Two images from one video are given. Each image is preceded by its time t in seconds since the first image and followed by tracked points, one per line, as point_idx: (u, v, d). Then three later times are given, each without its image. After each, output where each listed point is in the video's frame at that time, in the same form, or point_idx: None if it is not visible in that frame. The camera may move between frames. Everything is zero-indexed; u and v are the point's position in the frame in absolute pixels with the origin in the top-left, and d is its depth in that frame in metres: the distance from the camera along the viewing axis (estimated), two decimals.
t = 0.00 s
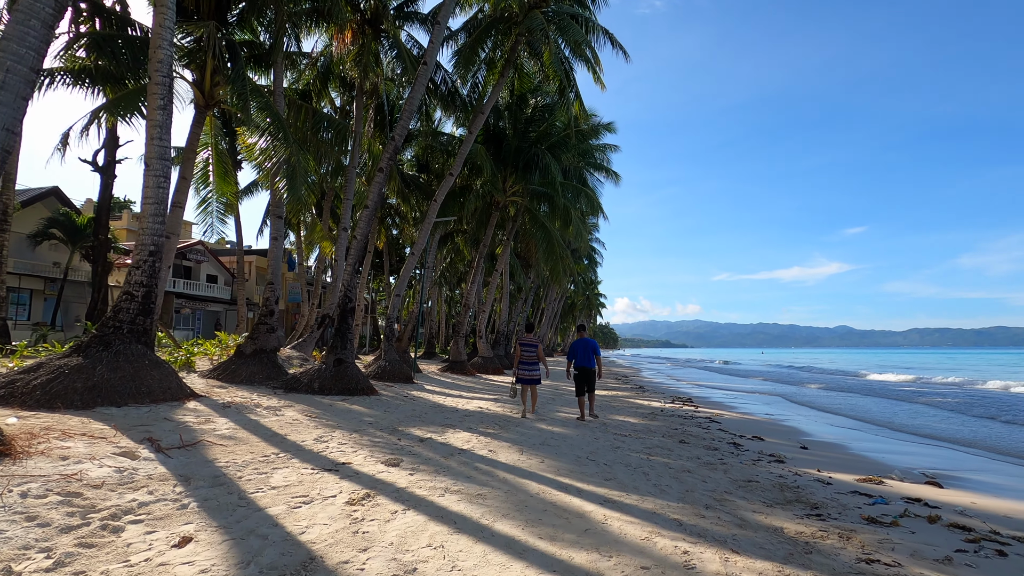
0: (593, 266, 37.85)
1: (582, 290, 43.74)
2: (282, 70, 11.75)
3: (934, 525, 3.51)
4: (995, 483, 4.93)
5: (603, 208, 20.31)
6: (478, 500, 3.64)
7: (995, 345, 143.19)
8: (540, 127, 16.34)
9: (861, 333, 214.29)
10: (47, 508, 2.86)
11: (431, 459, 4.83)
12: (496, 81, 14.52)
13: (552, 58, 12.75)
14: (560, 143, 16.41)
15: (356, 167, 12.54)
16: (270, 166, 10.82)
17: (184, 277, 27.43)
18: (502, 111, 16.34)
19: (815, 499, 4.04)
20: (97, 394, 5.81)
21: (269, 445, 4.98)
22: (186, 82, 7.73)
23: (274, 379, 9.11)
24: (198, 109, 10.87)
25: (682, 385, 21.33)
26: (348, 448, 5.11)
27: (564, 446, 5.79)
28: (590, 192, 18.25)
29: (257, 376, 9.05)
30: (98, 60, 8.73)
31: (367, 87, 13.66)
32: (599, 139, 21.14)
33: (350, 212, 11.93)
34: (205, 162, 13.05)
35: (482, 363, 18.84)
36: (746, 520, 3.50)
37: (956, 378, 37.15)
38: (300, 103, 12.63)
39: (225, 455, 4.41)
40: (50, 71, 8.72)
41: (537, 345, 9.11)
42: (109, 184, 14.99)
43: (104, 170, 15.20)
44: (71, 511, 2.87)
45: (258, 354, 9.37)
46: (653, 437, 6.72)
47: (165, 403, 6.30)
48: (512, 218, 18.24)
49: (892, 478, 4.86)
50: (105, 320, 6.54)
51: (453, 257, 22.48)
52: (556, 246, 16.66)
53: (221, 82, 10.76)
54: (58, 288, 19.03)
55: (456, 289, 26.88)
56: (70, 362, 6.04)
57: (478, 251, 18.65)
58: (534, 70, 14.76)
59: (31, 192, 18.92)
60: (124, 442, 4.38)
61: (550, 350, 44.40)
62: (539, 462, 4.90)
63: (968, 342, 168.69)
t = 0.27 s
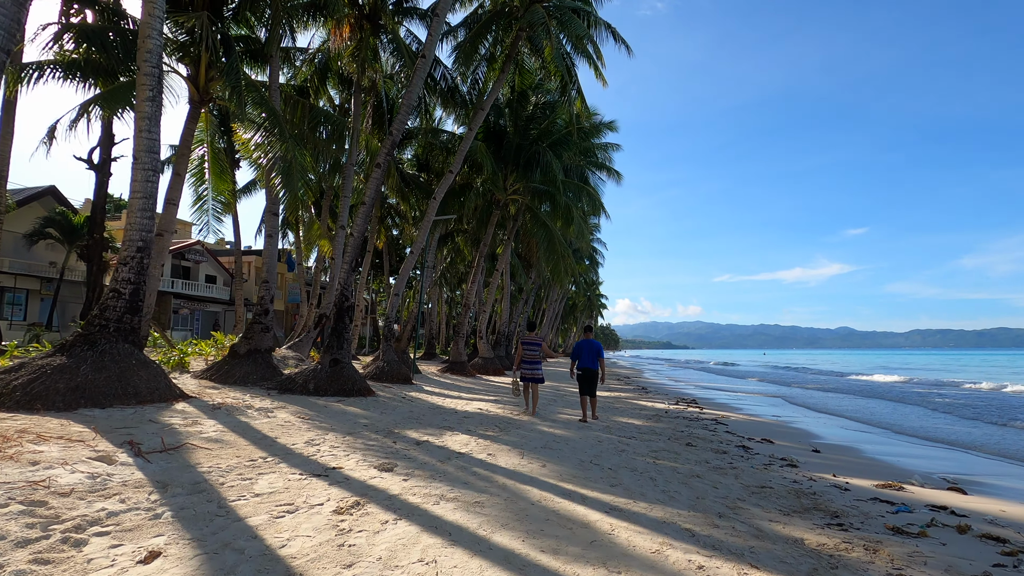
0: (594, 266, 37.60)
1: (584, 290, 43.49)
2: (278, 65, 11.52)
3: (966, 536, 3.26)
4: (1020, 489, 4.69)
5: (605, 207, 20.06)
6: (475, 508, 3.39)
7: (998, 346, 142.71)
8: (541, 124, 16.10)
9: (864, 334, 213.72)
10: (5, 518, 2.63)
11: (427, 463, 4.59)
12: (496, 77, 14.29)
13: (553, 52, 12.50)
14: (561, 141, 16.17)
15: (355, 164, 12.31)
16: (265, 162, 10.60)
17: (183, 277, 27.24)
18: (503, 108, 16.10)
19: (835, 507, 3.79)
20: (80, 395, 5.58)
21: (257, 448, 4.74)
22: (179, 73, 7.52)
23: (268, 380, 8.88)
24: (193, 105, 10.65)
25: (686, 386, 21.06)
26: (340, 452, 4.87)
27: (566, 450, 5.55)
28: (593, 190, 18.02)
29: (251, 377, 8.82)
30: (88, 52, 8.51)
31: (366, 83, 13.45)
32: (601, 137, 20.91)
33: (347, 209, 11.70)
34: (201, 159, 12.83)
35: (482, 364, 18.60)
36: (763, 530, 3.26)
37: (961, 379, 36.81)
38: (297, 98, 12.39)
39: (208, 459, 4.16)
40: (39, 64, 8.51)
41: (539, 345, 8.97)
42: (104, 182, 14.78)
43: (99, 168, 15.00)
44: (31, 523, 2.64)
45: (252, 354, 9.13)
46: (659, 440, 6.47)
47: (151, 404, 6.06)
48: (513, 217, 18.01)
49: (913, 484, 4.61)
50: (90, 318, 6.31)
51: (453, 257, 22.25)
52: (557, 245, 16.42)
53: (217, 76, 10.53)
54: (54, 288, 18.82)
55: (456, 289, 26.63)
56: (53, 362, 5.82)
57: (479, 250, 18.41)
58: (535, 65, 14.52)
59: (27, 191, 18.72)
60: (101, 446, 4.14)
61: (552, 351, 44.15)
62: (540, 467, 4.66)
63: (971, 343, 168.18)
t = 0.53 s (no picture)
0: (591, 265, 37.48)
1: (581, 290, 43.32)
2: (270, 60, 11.30)
3: (992, 551, 3.08)
4: None
5: (603, 206, 19.86)
6: (470, 522, 3.18)
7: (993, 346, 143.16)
8: (539, 122, 15.91)
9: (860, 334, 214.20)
10: None
11: (420, 472, 4.38)
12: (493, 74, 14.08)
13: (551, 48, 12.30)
14: (559, 139, 15.97)
15: (349, 161, 12.08)
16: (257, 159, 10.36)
17: (176, 278, 26.94)
18: (500, 106, 15.89)
19: (850, 518, 3.60)
20: (59, 400, 5.35)
21: (242, 456, 4.53)
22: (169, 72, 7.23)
23: (259, 382, 8.66)
24: (183, 101, 10.40)
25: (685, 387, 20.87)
26: (330, 460, 4.66)
27: (565, 456, 5.35)
28: (590, 189, 17.81)
29: (241, 379, 8.59)
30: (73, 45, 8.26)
31: (360, 80, 13.22)
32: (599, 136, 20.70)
33: (341, 208, 11.48)
34: (192, 157, 12.57)
35: (479, 365, 18.39)
36: (777, 545, 3.07)
37: (959, 379, 36.75)
38: (290, 95, 12.16)
39: (189, 469, 3.95)
40: (21, 57, 8.25)
41: (536, 346, 8.76)
42: (93, 181, 14.52)
43: (88, 166, 14.73)
44: None
45: (243, 356, 8.91)
46: (661, 445, 6.28)
47: (135, 409, 5.83)
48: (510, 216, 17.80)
49: (927, 491, 4.43)
50: (72, 320, 6.07)
51: (450, 256, 22.03)
52: (555, 244, 16.22)
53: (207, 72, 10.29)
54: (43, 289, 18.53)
55: (453, 289, 26.42)
56: (31, 365, 5.58)
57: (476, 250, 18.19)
58: (533, 62, 14.32)
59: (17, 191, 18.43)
60: (75, 455, 3.92)
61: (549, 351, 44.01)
62: (539, 475, 4.46)
63: (966, 343, 168.77)
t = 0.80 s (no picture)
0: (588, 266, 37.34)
1: (578, 291, 43.16)
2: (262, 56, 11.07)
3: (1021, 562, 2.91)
4: None
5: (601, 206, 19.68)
6: (466, 533, 2.99)
7: (987, 345, 143.80)
8: (535, 120, 15.73)
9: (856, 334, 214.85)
10: None
11: (414, 477, 4.17)
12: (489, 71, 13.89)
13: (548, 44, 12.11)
14: (556, 137, 15.80)
15: (342, 159, 11.86)
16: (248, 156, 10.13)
17: (169, 279, 26.63)
18: (496, 103, 15.70)
19: (867, 526, 3.43)
20: (37, 404, 5.13)
21: (226, 461, 4.31)
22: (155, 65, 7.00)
23: (250, 385, 8.44)
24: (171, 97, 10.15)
25: (683, 388, 20.73)
26: (319, 465, 4.45)
27: (564, 459, 5.16)
28: (588, 188, 17.63)
29: (231, 381, 8.37)
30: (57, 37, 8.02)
31: (354, 77, 13.01)
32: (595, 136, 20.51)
33: (334, 206, 11.26)
34: (182, 154, 12.32)
35: (475, 366, 18.19)
36: (794, 556, 2.89)
37: (957, 379, 36.71)
38: (282, 91, 11.93)
39: (169, 476, 3.73)
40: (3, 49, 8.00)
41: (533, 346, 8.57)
42: (82, 179, 14.25)
43: (77, 165, 14.46)
44: None
45: (233, 358, 8.69)
46: (663, 447, 6.10)
47: (118, 412, 5.61)
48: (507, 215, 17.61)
49: (942, 496, 4.26)
50: (52, 320, 5.84)
51: (445, 256, 21.82)
52: (552, 244, 16.03)
53: (196, 67, 10.04)
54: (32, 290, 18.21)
55: (449, 289, 26.20)
56: (8, 367, 5.35)
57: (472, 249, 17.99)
58: (529, 59, 14.14)
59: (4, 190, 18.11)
60: (48, 462, 3.70)
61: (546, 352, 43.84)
62: (539, 480, 4.26)
63: (961, 342, 169.57)
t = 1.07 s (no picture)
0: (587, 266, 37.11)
1: (578, 291, 42.90)
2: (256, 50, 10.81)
3: None
4: None
5: (601, 204, 19.43)
6: (465, 553, 2.75)
7: (986, 344, 143.84)
8: (535, 117, 15.48)
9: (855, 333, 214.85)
10: None
11: (409, 488, 3.93)
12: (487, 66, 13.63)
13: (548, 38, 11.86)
14: (556, 134, 15.55)
15: (338, 157, 11.60)
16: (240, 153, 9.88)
17: (164, 279, 26.37)
18: (494, 100, 15.44)
19: (896, 542, 3.19)
20: (12, 411, 4.87)
21: (210, 471, 4.06)
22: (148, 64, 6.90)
23: (241, 388, 8.19)
24: (161, 92, 9.90)
25: (684, 389, 20.50)
26: (309, 475, 4.20)
27: (567, 467, 4.91)
28: (588, 186, 17.38)
29: (222, 384, 8.11)
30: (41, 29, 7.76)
31: (350, 73, 12.75)
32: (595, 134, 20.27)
33: (330, 204, 10.99)
34: (174, 152, 12.07)
35: (474, 367, 17.92)
36: None
37: (959, 378, 36.51)
38: (276, 87, 11.66)
39: (146, 489, 3.48)
40: None
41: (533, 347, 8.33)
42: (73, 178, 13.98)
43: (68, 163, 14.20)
44: None
45: (225, 360, 8.44)
46: (669, 452, 5.86)
47: (99, 419, 5.35)
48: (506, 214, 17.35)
49: (968, 506, 4.03)
50: (32, 323, 5.59)
51: (444, 256, 21.57)
52: (552, 242, 15.78)
53: (188, 62, 9.80)
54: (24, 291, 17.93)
55: (448, 289, 25.94)
56: None
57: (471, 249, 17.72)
58: (528, 54, 13.88)
59: None
60: (16, 475, 3.45)
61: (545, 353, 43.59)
62: (542, 491, 4.01)
63: (959, 341, 169.65)
